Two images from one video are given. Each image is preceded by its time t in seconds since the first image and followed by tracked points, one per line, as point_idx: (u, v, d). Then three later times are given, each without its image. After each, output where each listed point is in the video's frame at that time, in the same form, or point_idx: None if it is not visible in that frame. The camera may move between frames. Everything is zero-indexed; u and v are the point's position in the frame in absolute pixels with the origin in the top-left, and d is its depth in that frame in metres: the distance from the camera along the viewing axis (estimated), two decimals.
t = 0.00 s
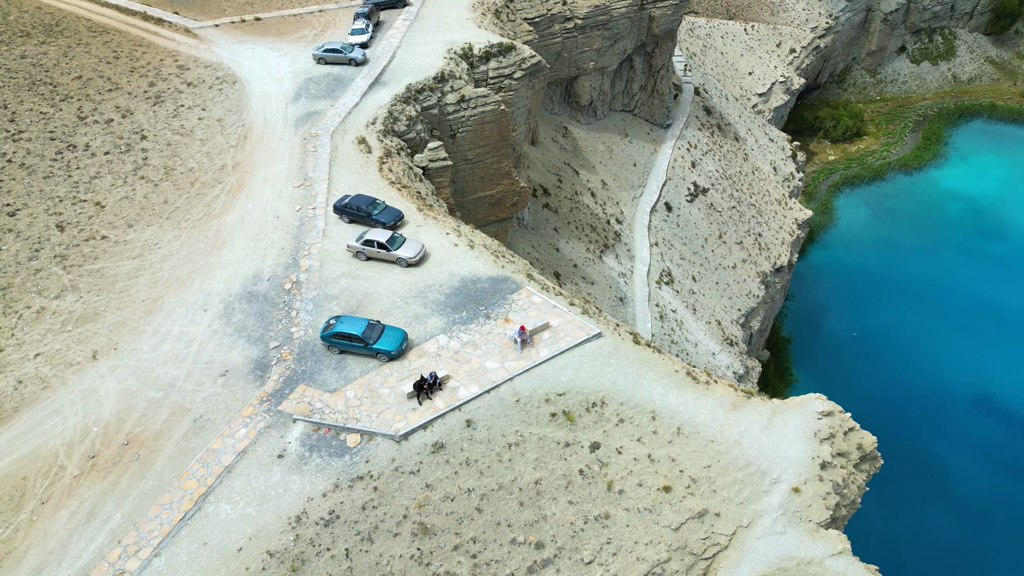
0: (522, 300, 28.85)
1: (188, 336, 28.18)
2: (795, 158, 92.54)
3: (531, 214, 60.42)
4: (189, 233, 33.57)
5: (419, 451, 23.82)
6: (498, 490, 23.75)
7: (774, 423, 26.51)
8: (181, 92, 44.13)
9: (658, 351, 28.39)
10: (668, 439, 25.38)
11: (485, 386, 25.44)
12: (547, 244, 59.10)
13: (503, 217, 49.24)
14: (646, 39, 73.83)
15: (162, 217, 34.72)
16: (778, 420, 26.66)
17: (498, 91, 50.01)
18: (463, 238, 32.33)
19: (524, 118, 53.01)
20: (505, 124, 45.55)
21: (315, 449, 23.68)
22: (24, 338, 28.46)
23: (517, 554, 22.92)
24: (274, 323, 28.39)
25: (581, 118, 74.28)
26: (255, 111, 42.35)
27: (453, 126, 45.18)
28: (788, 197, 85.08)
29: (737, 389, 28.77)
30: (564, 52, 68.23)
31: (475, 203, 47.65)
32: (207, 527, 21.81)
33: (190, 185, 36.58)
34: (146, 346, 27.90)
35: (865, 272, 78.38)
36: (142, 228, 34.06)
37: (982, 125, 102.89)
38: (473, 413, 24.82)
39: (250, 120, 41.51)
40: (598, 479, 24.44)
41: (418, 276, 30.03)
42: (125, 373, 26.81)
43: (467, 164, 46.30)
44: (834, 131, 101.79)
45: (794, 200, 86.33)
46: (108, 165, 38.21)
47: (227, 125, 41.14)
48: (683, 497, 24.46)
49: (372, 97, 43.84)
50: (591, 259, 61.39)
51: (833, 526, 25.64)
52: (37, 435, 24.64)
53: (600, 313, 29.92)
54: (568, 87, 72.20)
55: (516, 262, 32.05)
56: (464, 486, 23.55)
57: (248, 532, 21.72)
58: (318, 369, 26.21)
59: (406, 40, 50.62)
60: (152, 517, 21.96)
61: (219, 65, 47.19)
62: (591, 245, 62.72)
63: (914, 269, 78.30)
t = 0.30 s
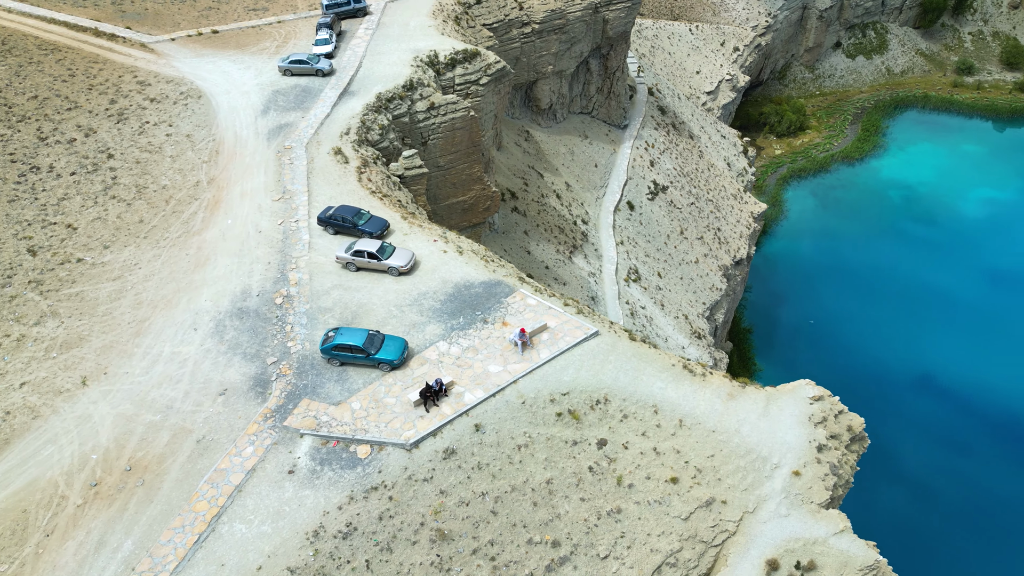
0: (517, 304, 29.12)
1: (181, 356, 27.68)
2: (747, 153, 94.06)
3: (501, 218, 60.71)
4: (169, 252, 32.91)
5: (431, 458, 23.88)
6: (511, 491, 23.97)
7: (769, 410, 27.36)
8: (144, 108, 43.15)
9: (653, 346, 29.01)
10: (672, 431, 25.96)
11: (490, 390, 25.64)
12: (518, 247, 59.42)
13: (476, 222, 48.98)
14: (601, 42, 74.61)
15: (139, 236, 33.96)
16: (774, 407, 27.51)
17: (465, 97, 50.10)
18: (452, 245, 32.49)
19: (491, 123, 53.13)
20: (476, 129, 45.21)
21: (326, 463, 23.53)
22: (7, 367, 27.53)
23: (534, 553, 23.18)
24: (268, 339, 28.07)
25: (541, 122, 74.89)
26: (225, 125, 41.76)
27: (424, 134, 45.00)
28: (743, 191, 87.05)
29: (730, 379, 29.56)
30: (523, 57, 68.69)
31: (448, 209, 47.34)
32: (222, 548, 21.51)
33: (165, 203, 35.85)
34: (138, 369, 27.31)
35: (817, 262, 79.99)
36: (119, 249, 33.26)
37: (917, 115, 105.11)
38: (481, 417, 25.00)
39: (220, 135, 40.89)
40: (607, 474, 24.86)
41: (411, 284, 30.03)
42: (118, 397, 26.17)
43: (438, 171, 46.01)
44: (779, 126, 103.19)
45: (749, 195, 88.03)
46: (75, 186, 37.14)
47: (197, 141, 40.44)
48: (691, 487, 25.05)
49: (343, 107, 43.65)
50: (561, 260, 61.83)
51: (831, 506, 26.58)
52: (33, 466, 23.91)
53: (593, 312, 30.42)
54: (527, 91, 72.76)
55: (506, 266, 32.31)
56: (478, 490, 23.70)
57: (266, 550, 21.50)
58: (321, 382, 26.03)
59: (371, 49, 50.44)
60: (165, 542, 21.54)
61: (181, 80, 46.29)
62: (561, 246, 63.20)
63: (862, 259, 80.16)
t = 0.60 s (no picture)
0: (512, 306, 29.42)
1: (175, 377, 27.16)
2: (699, 151, 96.01)
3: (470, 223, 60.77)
4: (150, 272, 32.21)
5: (443, 464, 23.97)
6: (524, 492, 24.21)
7: (764, 398, 28.21)
8: (107, 126, 42.05)
9: (646, 342, 29.65)
10: (674, 424, 26.57)
11: (494, 393, 25.85)
12: (489, 251, 59.51)
13: (448, 228, 48.78)
14: (557, 46, 75.01)
15: (116, 256, 33.14)
16: (767, 395, 28.39)
17: (432, 104, 50.18)
18: (440, 251, 32.61)
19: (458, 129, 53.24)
20: (446, 136, 45.34)
21: (338, 475, 23.43)
22: None
23: (551, 552, 23.45)
24: (264, 355, 27.73)
25: (502, 126, 75.18)
26: (194, 140, 41.03)
27: (395, 142, 44.87)
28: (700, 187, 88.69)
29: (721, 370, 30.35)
30: (482, 63, 68.94)
31: (421, 216, 47.11)
32: (241, 567, 21.27)
33: (140, 222, 35.04)
34: (132, 392, 26.69)
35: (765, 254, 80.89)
36: (96, 270, 32.39)
37: (856, 108, 108.08)
38: (488, 420, 25.20)
39: (190, 151, 40.14)
40: (615, 469, 25.32)
41: (404, 293, 30.01)
42: (114, 422, 25.56)
43: (410, 179, 45.86)
44: (726, 123, 104.45)
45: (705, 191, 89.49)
46: (43, 208, 36.00)
47: (166, 157, 39.61)
48: (696, 478, 25.65)
49: (314, 118, 43.34)
50: (532, 262, 62.12)
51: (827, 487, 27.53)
52: (33, 498, 23.20)
53: (585, 311, 30.90)
54: (488, 95, 72.95)
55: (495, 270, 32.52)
56: (492, 493, 23.88)
57: (286, 568, 21.29)
58: (325, 395, 25.87)
59: (336, 59, 50.13)
60: (181, 566, 21.14)
61: (143, 96, 45.25)
62: (530, 249, 63.53)
63: (812, 248, 81.37)
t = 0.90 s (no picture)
0: (507, 309, 29.69)
1: (172, 398, 26.64)
2: (654, 150, 97.31)
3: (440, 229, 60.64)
4: (133, 292, 31.47)
5: (455, 469, 24.11)
6: (536, 491, 24.48)
7: (756, 386, 29.13)
8: (70, 145, 40.86)
9: (640, 337, 30.32)
10: (675, 416, 27.19)
11: (499, 396, 26.10)
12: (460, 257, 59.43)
13: (421, 236, 48.19)
14: (514, 51, 74.92)
15: (94, 278, 32.29)
16: (760, 383, 29.32)
17: (399, 112, 50.02)
18: (429, 258, 32.72)
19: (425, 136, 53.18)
20: (416, 143, 44.89)
21: (352, 486, 23.37)
22: None
23: (567, 549, 23.77)
24: (261, 370, 27.40)
25: (463, 132, 75.19)
26: (163, 157, 40.20)
27: (366, 151, 44.33)
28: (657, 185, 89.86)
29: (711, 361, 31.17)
30: (442, 70, 68.10)
31: (394, 225, 46.36)
32: None
33: (116, 242, 34.21)
34: (128, 416, 26.09)
35: (714, 249, 81.88)
36: (74, 293, 31.50)
37: (798, 103, 110.12)
38: (496, 423, 25.43)
39: (160, 168, 39.31)
40: (623, 463, 25.80)
41: (398, 301, 30.02)
42: (113, 447, 24.94)
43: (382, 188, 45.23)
44: (675, 122, 105.49)
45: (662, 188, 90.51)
46: (10, 232, 34.80)
47: (136, 175, 38.71)
48: (699, 467, 26.31)
49: (285, 130, 42.94)
50: (502, 265, 62.27)
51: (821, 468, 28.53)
52: (35, 531, 22.50)
53: (578, 311, 31.44)
54: (448, 102, 72.67)
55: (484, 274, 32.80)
56: (505, 495, 24.10)
57: None
58: (329, 407, 25.75)
59: (300, 70, 49.73)
60: None
61: (104, 113, 44.07)
62: (500, 252, 63.70)
63: (760, 240, 82.94)
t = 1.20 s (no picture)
0: (503, 313, 29.97)
1: (170, 419, 26.13)
2: (609, 150, 96.78)
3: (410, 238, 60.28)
4: (116, 315, 30.70)
5: (469, 473, 24.25)
6: (549, 490, 24.76)
7: (749, 376, 30.01)
8: (33, 166, 39.57)
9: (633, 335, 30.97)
10: (674, 408, 27.84)
11: (505, 399, 26.37)
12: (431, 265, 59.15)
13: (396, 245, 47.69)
14: (472, 57, 72.74)
15: (74, 301, 31.39)
16: (751, 372, 30.23)
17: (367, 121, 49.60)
18: (420, 267, 32.76)
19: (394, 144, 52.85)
20: (388, 152, 44.45)
21: (367, 497, 23.30)
22: None
23: (582, 546, 24.08)
24: (258, 388, 27.01)
25: (425, 139, 74.89)
26: (132, 175, 39.28)
27: (337, 162, 43.81)
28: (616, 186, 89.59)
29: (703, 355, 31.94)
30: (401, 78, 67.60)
31: (368, 235, 45.78)
32: None
33: (93, 264, 33.31)
34: (126, 440, 25.49)
35: (660, 247, 81.94)
36: (53, 318, 30.59)
37: (743, 100, 112.05)
38: (504, 426, 25.68)
39: (131, 187, 38.38)
40: (629, 458, 26.28)
41: (392, 310, 29.99)
42: (114, 473, 24.34)
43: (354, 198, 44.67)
44: (625, 123, 104.50)
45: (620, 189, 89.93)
46: None
47: (106, 195, 37.71)
48: (702, 457, 26.95)
49: (256, 143, 42.43)
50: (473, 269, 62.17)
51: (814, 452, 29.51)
52: (42, 564, 21.85)
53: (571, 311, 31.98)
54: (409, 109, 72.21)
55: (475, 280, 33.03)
56: (519, 496, 24.34)
57: None
58: (335, 420, 25.62)
59: (266, 82, 49.22)
60: None
61: (65, 132, 42.79)
62: (471, 256, 63.60)
63: (706, 235, 83.59)
